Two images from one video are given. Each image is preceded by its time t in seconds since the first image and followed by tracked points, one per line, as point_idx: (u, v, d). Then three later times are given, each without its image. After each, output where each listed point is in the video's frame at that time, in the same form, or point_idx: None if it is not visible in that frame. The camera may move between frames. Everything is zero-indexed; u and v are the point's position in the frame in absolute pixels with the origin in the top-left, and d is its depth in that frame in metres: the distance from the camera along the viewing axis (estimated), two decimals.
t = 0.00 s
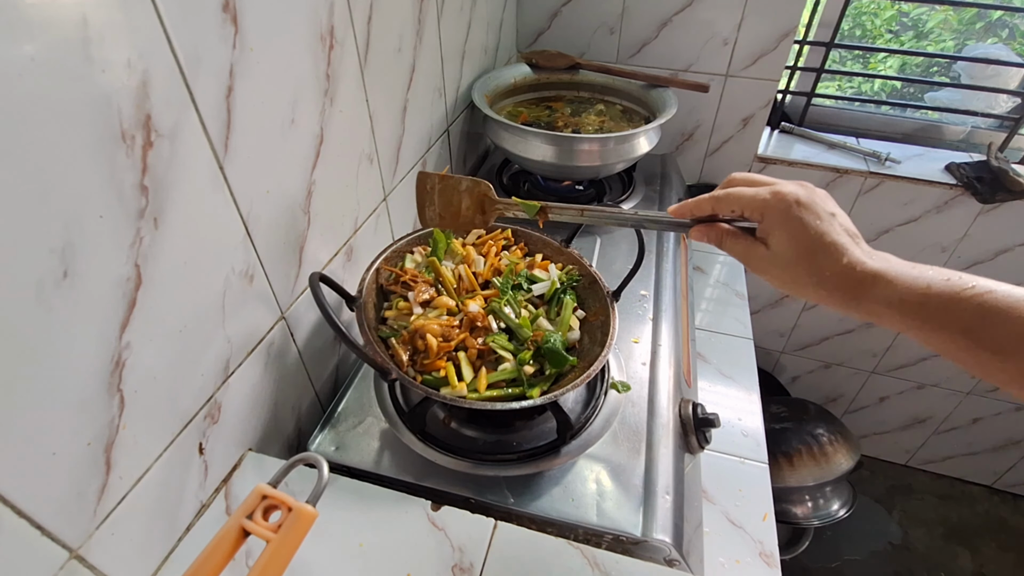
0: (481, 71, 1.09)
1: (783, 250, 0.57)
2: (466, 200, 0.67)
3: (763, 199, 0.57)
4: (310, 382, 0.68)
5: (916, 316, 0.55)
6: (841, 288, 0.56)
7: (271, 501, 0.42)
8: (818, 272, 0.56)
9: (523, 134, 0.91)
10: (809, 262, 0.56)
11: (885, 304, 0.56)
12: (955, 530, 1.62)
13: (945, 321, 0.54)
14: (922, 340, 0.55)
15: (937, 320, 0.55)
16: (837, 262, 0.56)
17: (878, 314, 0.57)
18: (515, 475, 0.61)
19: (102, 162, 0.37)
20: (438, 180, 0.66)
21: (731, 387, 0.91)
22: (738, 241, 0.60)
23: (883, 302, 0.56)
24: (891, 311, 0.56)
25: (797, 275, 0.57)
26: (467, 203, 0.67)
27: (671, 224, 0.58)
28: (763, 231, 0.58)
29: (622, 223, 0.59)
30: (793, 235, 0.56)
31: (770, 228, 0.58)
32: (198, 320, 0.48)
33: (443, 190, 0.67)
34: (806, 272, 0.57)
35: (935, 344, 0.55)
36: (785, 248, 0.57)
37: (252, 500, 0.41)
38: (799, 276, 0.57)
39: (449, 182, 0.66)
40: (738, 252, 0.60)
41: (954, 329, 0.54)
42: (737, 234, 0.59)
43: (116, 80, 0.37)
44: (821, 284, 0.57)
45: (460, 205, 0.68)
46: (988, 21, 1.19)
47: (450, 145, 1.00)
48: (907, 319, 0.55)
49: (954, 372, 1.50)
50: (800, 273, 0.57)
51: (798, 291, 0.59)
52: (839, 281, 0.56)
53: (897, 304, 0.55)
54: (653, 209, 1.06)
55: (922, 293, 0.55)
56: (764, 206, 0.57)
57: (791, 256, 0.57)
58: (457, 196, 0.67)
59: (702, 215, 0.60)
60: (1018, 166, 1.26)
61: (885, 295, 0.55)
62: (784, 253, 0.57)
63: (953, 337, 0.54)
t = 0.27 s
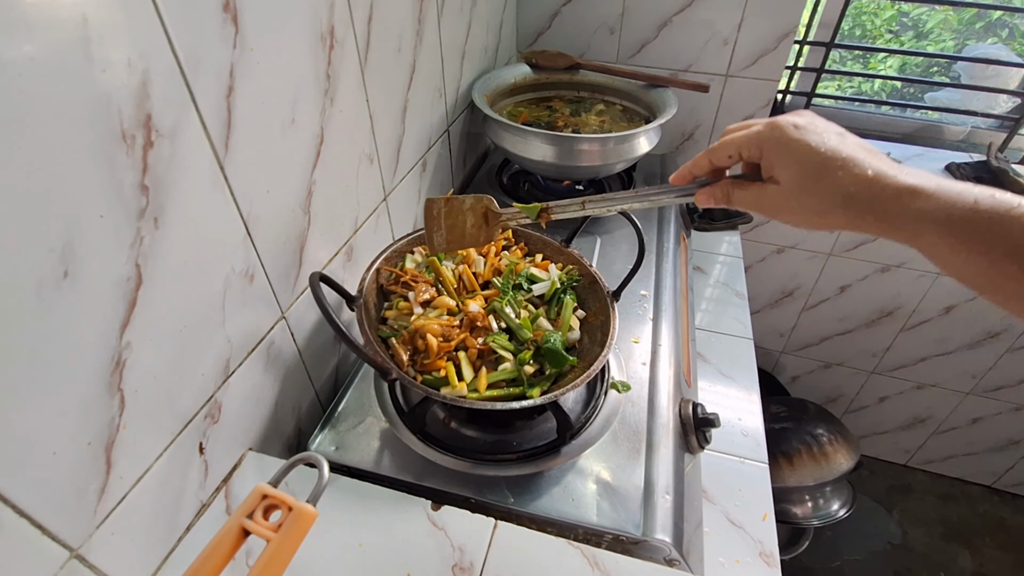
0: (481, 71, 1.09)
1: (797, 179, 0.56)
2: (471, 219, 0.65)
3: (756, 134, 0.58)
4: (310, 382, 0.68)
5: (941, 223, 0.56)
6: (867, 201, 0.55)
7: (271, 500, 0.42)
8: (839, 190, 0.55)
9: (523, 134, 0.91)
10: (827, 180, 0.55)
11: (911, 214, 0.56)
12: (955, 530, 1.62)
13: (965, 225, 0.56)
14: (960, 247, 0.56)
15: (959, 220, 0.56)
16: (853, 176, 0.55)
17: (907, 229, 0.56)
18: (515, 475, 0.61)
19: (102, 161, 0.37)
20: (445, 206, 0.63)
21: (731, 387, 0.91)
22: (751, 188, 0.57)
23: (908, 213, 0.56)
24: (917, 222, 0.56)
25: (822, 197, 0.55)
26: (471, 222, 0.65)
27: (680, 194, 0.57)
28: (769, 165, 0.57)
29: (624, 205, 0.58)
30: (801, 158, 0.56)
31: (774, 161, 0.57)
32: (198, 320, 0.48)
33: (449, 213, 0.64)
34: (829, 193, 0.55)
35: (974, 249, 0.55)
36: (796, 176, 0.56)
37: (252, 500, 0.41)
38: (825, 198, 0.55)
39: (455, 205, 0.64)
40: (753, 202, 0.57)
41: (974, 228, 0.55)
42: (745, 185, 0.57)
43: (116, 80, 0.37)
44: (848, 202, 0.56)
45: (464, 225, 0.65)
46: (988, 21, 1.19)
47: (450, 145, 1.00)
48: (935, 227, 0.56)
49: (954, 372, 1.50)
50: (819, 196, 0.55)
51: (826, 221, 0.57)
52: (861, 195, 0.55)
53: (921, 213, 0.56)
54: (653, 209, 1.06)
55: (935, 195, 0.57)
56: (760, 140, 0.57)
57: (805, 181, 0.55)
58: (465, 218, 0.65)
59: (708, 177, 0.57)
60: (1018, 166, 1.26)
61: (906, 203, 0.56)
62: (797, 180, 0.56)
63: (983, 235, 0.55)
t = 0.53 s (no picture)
0: (481, 71, 1.09)
1: (752, 93, 0.59)
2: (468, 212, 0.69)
3: (708, 62, 0.64)
4: (310, 382, 0.68)
5: (918, 116, 0.50)
6: (825, 104, 0.54)
7: (271, 500, 0.42)
8: (794, 92, 0.56)
9: (523, 134, 0.91)
10: (782, 80, 0.57)
11: (879, 109, 0.52)
12: (955, 530, 1.62)
13: (950, 114, 0.49)
14: (939, 140, 0.49)
15: (942, 110, 0.49)
16: (809, 81, 0.55)
17: (880, 125, 0.52)
18: (515, 475, 0.61)
19: (103, 161, 0.37)
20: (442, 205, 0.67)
21: (731, 387, 0.91)
22: (716, 118, 0.62)
23: (876, 106, 0.52)
24: (888, 116, 0.51)
25: (777, 106, 0.57)
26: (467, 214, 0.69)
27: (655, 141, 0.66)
28: (731, 91, 0.62)
29: (604, 165, 0.68)
30: (750, 70, 0.59)
31: (733, 84, 0.61)
32: (199, 320, 0.48)
33: (446, 208, 0.68)
34: (783, 99, 0.57)
35: (959, 144, 0.48)
36: (750, 95, 0.59)
37: (252, 500, 0.41)
38: (778, 109, 0.57)
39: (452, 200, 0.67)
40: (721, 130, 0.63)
41: (960, 119, 0.48)
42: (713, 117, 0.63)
43: (116, 80, 0.37)
44: (805, 101, 0.55)
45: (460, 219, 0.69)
46: (988, 21, 1.19)
47: (450, 145, 1.00)
48: (909, 120, 0.50)
49: (954, 372, 1.50)
50: (773, 111, 0.58)
51: (792, 130, 0.57)
52: (815, 93, 0.54)
53: (891, 106, 0.51)
54: (653, 209, 1.06)
55: (917, 82, 0.51)
56: (711, 66, 0.64)
57: (758, 98, 0.59)
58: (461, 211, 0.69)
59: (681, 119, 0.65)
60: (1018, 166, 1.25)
61: (872, 96, 0.52)
62: (750, 100, 0.59)
63: (969, 127, 0.48)
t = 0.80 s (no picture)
0: (481, 71, 1.09)
1: (738, 123, 0.61)
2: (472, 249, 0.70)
3: (691, 94, 0.65)
4: (310, 382, 0.68)
5: (900, 139, 0.53)
6: (814, 131, 0.56)
7: (271, 500, 0.42)
8: (781, 121, 0.58)
9: (523, 134, 0.91)
10: (768, 110, 0.58)
11: (864, 134, 0.55)
12: (956, 530, 1.62)
13: (929, 137, 0.52)
14: (924, 163, 0.52)
15: (923, 132, 0.52)
16: (795, 110, 0.57)
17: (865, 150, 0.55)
18: (515, 475, 0.61)
19: (103, 161, 0.37)
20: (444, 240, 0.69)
21: (731, 387, 0.91)
22: (706, 145, 0.63)
23: (861, 131, 0.55)
24: (872, 140, 0.55)
25: (767, 135, 0.59)
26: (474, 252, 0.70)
27: (647, 170, 0.65)
28: (716, 121, 0.63)
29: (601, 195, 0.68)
30: (734, 101, 0.61)
31: (719, 115, 0.62)
32: (199, 320, 0.48)
33: (448, 243, 0.69)
34: (771, 128, 0.58)
35: (941, 164, 0.52)
36: (737, 125, 0.61)
37: (252, 500, 0.41)
38: (769, 137, 0.59)
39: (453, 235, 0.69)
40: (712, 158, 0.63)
41: (940, 141, 0.52)
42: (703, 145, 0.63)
43: (116, 80, 0.37)
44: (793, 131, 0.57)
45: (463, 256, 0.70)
46: (989, 21, 1.19)
47: (450, 145, 1.00)
48: (894, 143, 0.54)
49: (954, 372, 1.50)
50: (762, 140, 0.59)
51: (781, 157, 0.59)
52: (802, 122, 0.57)
53: (875, 130, 0.54)
54: (653, 209, 1.06)
55: (897, 108, 0.54)
56: (695, 98, 0.64)
57: (746, 128, 0.60)
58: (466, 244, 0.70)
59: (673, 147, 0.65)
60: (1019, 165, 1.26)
61: (857, 122, 0.55)
62: (739, 130, 0.61)
63: (948, 148, 0.51)
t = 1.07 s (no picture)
0: (481, 71, 1.09)
1: (726, 151, 0.61)
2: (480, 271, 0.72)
3: (681, 124, 0.66)
4: (310, 382, 0.68)
5: (882, 163, 0.52)
6: (796, 155, 0.56)
7: (271, 500, 0.42)
8: (765, 147, 0.57)
9: (523, 134, 0.91)
10: (751, 137, 0.58)
11: (847, 157, 0.54)
12: (956, 530, 1.62)
13: (913, 159, 0.51)
14: (908, 187, 0.51)
15: (906, 154, 0.51)
16: (778, 135, 0.57)
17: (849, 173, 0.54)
18: (515, 475, 0.61)
19: (103, 161, 0.37)
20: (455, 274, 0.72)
21: (731, 387, 0.91)
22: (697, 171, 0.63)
23: (844, 155, 0.54)
24: (854, 163, 0.53)
25: (752, 161, 0.58)
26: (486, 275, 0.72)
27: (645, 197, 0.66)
28: (705, 148, 0.63)
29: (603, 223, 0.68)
30: (720, 130, 0.61)
31: (707, 142, 0.63)
32: (199, 320, 0.48)
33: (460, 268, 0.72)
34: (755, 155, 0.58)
35: (927, 187, 0.50)
36: (725, 151, 0.61)
37: (252, 500, 0.41)
38: (755, 163, 0.58)
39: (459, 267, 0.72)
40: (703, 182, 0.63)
41: (923, 162, 0.50)
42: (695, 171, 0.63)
43: (116, 80, 0.37)
44: (777, 157, 0.57)
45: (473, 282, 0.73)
46: (989, 22, 1.19)
47: (450, 145, 1.00)
48: (876, 166, 0.52)
49: (954, 372, 1.50)
50: (749, 167, 0.59)
51: (768, 182, 0.59)
52: (782, 148, 0.56)
53: (856, 153, 0.53)
54: (653, 209, 1.06)
55: (879, 129, 0.53)
56: (685, 128, 0.65)
57: (733, 154, 0.60)
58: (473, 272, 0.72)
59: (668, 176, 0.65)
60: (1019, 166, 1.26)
61: (838, 145, 0.54)
62: (726, 156, 0.60)
63: (931, 169, 0.50)
